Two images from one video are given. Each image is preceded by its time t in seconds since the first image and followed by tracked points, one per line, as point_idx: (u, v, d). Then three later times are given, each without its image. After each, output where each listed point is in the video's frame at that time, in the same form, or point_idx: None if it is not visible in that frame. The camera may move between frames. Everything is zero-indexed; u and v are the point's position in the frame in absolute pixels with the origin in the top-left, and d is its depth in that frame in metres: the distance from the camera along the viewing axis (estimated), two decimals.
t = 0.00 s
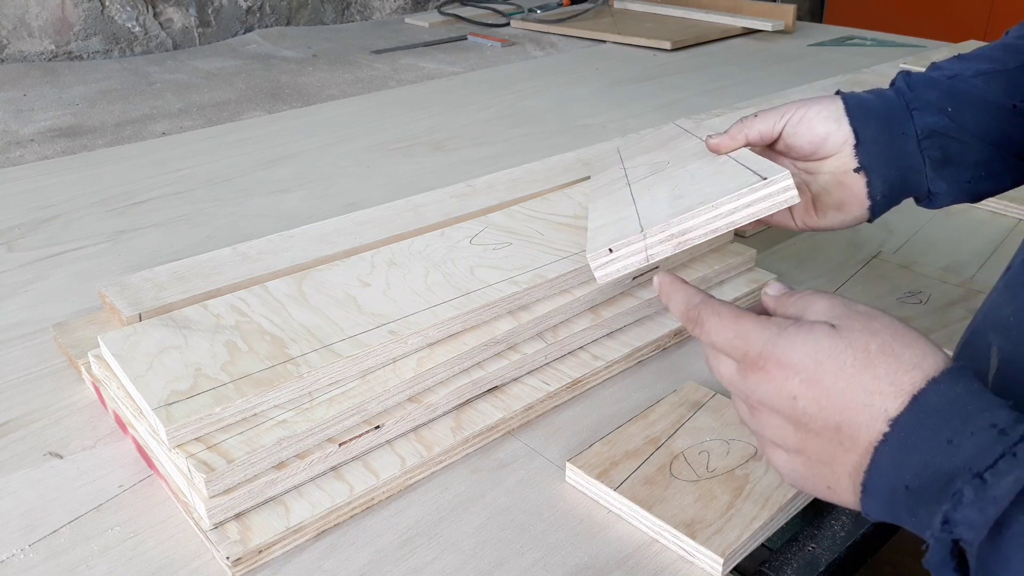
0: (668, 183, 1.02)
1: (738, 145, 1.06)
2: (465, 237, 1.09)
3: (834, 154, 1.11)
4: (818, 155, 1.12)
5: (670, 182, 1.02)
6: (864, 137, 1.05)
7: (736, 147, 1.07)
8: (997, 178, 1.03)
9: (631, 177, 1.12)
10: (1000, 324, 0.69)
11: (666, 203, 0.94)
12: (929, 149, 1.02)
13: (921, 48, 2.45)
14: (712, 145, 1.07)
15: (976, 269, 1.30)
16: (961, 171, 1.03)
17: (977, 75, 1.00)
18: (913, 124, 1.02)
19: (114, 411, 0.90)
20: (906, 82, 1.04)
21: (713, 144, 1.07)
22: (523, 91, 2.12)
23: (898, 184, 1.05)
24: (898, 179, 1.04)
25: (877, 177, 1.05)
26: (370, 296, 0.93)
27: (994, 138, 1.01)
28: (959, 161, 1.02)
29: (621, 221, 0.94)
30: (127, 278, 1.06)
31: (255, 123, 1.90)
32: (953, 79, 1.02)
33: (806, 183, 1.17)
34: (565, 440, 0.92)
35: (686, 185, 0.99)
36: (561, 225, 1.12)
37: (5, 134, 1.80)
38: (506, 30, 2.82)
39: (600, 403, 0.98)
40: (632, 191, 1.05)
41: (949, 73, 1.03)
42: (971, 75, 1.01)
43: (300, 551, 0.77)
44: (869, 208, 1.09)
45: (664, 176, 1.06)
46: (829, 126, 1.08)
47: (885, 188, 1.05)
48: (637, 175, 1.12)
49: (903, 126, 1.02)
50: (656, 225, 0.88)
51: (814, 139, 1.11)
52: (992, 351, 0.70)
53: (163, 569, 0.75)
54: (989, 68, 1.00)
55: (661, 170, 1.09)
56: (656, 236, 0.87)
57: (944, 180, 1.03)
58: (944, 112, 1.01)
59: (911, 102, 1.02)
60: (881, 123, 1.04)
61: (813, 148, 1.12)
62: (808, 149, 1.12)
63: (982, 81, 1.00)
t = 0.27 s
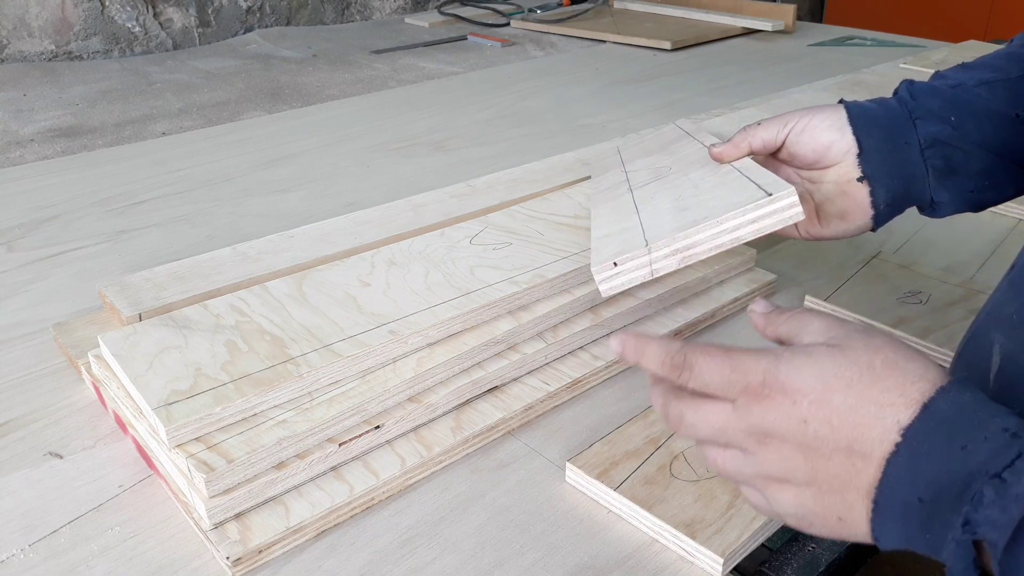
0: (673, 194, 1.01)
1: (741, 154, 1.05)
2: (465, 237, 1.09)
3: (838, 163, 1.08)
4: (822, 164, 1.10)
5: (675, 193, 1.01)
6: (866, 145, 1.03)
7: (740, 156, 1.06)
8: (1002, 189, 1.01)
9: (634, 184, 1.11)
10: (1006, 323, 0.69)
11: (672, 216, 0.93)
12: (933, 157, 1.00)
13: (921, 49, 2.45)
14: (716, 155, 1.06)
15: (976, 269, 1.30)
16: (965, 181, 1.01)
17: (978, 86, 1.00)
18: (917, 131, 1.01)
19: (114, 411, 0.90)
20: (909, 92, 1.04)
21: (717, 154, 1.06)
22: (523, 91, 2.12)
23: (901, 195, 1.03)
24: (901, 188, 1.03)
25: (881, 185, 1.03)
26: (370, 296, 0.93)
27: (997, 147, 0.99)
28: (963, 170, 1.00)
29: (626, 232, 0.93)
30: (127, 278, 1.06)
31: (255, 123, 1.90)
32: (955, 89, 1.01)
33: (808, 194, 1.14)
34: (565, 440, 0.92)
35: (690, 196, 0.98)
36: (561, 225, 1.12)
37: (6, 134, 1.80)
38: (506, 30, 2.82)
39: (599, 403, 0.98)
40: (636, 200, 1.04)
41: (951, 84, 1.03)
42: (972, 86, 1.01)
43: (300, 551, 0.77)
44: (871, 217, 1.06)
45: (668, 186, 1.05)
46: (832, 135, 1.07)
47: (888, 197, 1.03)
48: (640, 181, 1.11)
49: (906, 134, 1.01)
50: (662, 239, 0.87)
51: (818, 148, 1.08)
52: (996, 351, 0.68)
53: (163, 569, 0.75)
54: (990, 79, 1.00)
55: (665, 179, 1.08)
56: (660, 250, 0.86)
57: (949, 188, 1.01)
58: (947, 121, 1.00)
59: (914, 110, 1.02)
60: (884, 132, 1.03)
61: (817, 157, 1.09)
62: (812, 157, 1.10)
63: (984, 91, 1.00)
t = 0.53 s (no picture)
0: (681, 235, 0.91)
1: (749, 192, 0.98)
2: (465, 237, 1.09)
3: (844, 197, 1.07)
4: (829, 198, 1.09)
5: (683, 234, 0.91)
6: (869, 179, 1.00)
7: (748, 195, 0.98)
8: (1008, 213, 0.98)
9: (639, 211, 1.04)
10: (1006, 313, 0.72)
11: (681, 265, 0.82)
12: (937, 190, 0.97)
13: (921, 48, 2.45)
14: (722, 194, 0.99)
15: (976, 268, 1.30)
16: (970, 211, 0.97)
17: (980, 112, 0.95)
18: (919, 164, 0.97)
19: (114, 411, 0.90)
20: (910, 123, 0.99)
21: (723, 193, 0.99)
22: (523, 91, 2.12)
23: (908, 225, 1.00)
24: (907, 219, 1.00)
25: (886, 220, 1.00)
26: (370, 296, 0.93)
27: (1002, 174, 0.95)
28: (968, 199, 0.97)
29: (627, 278, 0.83)
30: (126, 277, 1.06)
31: (255, 124, 1.90)
32: (956, 118, 0.96)
33: (816, 225, 1.14)
34: (565, 440, 0.92)
35: (699, 242, 0.88)
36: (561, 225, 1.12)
37: (6, 134, 1.80)
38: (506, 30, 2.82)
39: (599, 403, 0.98)
40: (641, 233, 0.96)
41: (952, 111, 0.97)
42: (973, 112, 0.95)
43: (300, 551, 0.77)
44: (879, 251, 1.04)
45: (677, 222, 0.96)
46: (836, 169, 1.05)
47: (893, 230, 1.01)
48: (646, 209, 1.04)
49: (906, 167, 0.98)
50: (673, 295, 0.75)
51: (823, 182, 1.06)
52: (996, 340, 0.72)
53: (163, 569, 0.75)
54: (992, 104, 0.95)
55: (672, 212, 1.00)
56: (670, 308, 0.74)
57: (957, 219, 0.98)
58: (950, 151, 0.96)
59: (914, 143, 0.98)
60: (887, 163, 0.99)
61: (824, 191, 1.07)
62: (818, 191, 1.08)
63: (987, 120, 0.94)
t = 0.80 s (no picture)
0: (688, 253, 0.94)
1: (752, 205, 1.07)
2: (465, 237, 1.09)
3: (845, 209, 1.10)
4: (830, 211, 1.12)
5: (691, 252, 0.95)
6: (872, 187, 1.02)
7: (750, 208, 1.08)
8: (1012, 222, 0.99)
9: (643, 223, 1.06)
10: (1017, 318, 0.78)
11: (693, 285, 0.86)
12: (940, 197, 0.98)
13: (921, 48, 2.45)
14: (727, 208, 1.07)
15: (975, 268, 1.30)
16: (972, 220, 0.99)
17: (980, 123, 0.97)
18: (921, 172, 0.98)
19: (114, 411, 0.90)
20: (913, 131, 1.01)
21: (727, 207, 1.07)
22: (523, 91, 2.12)
23: (911, 236, 1.01)
24: (911, 226, 1.01)
25: (889, 227, 1.02)
26: (370, 296, 0.93)
27: (1004, 182, 0.97)
28: (971, 208, 0.98)
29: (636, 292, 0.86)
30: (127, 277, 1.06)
31: (255, 124, 1.90)
32: (957, 128, 0.98)
33: (820, 237, 1.16)
34: (565, 440, 0.92)
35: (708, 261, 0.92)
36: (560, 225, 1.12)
37: (6, 134, 1.80)
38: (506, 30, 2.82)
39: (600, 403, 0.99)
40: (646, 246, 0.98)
41: (955, 121, 1.00)
42: (974, 122, 0.98)
43: (300, 551, 0.77)
44: (883, 260, 1.06)
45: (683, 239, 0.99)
46: (841, 178, 1.06)
47: (895, 238, 1.02)
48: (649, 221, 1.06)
49: (909, 175, 1.00)
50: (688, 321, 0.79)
51: (824, 194, 1.09)
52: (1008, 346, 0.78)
53: (163, 569, 0.75)
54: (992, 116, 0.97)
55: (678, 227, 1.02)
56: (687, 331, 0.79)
57: (959, 225, 0.99)
58: (953, 160, 0.97)
59: (917, 152, 0.99)
60: (890, 173, 1.01)
61: (827, 202, 1.10)
62: (820, 202, 1.11)
63: (988, 128, 0.96)
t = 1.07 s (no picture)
0: (683, 258, 0.92)
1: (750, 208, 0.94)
2: (465, 237, 1.09)
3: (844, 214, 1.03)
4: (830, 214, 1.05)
5: (684, 257, 0.92)
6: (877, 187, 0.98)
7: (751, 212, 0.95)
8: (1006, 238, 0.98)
9: (641, 223, 1.05)
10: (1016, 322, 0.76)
11: (683, 290, 0.83)
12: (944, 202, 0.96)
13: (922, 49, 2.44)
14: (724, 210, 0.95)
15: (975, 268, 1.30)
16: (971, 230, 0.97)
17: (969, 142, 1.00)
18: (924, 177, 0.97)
19: (114, 411, 0.90)
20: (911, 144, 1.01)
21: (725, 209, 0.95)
22: (523, 91, 2.12)
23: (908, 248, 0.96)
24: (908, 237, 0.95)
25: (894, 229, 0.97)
26: (370, 296, 0.93)
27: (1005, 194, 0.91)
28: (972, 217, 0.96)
29: (632, 301, 0.83)
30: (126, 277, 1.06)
31: (255, 124, 1.90)
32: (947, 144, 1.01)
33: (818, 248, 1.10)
34: (565, 440, 0.92)
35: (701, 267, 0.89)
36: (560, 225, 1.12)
37: (6, 134, 1.80)
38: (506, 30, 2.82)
39: (600, 403, 0.99)
40: (644, 250, 0.97)
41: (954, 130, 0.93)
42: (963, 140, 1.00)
43: (300, 551, 0.77)
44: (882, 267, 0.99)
45: (679, 241, 0.97)
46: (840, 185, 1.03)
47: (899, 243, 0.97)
48: (647, 222, 1.05)
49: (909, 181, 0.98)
50: (677, 325, 0.76)
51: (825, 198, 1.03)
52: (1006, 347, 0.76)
53: (163, 569, 0.75)
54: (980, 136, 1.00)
55: (675, 229, 1.01)
56: (674, 337, 0.75)
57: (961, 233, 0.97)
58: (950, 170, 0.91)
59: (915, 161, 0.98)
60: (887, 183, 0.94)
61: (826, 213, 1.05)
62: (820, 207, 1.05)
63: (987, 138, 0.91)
